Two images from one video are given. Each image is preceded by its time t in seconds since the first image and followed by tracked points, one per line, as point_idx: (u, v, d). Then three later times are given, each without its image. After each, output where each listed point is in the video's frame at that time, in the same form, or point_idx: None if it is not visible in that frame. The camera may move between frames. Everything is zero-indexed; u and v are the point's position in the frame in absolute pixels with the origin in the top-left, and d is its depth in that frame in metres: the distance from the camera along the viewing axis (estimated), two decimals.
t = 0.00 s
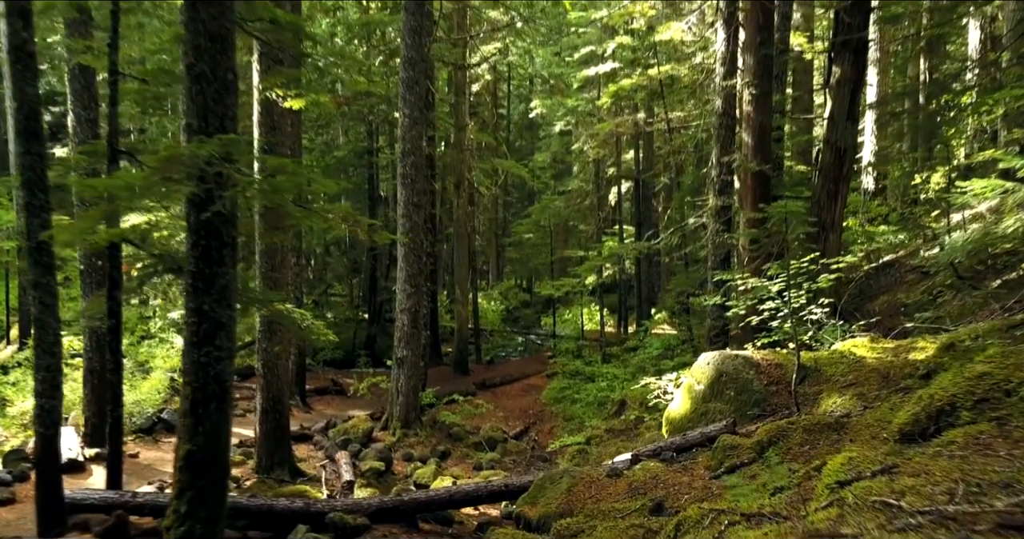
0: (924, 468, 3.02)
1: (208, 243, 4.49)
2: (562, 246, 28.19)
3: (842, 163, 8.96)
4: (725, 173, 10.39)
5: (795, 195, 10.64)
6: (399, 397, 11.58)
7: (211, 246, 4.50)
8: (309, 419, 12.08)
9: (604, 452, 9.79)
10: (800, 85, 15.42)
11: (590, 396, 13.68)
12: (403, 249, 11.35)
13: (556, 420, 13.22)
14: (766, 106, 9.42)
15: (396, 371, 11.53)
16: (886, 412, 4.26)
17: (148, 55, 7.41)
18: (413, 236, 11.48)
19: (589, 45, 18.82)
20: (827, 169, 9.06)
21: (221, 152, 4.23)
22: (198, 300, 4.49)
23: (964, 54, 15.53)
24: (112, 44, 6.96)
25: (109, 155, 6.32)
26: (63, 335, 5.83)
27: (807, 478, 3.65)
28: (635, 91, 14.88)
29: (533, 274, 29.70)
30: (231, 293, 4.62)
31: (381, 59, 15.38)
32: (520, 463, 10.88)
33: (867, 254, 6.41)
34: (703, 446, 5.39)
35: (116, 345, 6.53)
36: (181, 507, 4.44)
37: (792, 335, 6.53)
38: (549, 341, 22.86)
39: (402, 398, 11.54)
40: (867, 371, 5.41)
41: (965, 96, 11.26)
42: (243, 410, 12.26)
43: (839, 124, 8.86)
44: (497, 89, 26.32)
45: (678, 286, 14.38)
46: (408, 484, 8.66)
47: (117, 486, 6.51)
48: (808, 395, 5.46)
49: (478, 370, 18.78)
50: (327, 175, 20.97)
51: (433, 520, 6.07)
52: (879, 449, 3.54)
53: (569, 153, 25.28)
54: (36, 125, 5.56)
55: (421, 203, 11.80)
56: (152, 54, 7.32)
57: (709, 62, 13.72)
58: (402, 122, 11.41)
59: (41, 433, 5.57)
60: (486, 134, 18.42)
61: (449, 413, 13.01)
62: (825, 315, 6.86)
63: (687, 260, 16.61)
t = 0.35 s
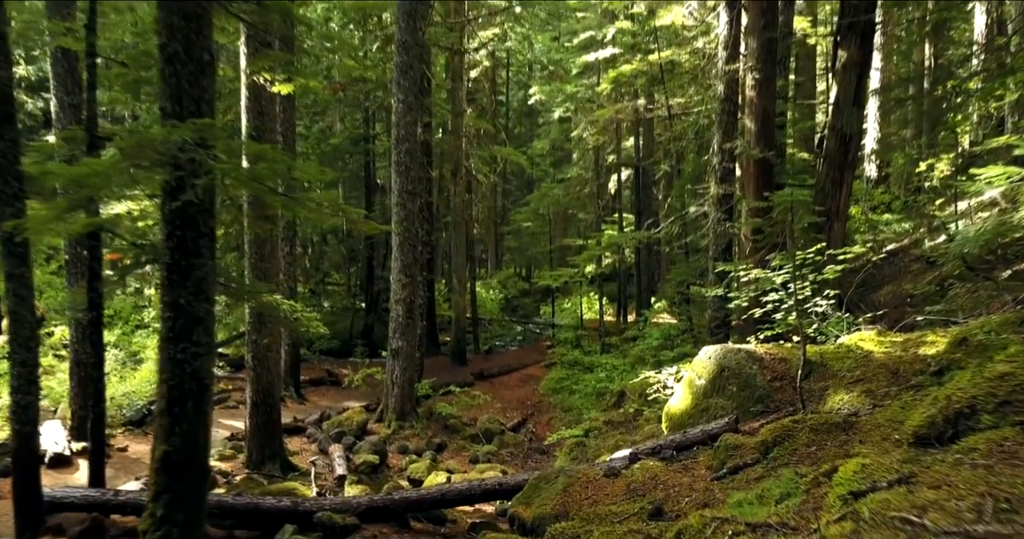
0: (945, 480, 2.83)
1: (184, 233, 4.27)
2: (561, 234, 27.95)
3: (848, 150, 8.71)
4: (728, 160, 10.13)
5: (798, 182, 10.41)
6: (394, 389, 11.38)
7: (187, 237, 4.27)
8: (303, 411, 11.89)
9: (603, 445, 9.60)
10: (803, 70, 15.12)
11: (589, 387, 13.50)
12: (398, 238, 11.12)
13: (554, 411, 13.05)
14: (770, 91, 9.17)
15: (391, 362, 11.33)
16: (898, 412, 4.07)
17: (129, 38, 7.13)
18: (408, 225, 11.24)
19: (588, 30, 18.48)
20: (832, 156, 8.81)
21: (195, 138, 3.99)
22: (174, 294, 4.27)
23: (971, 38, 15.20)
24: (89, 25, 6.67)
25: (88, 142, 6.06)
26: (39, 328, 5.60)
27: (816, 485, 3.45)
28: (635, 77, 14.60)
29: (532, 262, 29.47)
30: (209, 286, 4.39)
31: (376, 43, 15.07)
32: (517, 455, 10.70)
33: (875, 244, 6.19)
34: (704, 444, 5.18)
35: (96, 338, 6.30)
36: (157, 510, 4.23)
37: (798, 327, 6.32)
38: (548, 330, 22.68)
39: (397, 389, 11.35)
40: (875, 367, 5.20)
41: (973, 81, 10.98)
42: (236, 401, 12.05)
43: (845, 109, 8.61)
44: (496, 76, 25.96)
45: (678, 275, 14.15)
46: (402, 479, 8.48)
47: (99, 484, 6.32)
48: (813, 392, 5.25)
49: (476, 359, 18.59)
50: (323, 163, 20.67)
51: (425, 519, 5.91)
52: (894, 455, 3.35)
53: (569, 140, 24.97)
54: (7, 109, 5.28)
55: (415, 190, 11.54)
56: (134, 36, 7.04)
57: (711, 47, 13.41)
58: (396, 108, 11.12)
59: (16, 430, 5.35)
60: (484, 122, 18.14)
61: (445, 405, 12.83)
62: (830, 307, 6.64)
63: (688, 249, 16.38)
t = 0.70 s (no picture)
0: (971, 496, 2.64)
1: (158, 224, 4.03)
2: (560, 223, 27.70)
3: (854, 137, 8.47)
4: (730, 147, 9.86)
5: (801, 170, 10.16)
6: (389, 381, 11.18)
7: (161, 228, 4.03)
8: (297, 404, 11.70)
9: (602, 439, 9.41)
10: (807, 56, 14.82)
11: (588, 378, 13.30)
12: (392, 227, 10.89)
13: (552, 403, 12.87)
14: (774, 76, 8.90)
15: (386, 354, 11.13)
16: (911, 413, 3.87)
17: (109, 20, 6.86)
18: (402, 215, 11.00)
19: (588, 15, 18.14)
20: (836, 143, 8.57)
21: (167, 124, 3.75)
22: (148, 288, 4.03)
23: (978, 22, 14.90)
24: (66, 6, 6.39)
25: (65, 129, 5.81)
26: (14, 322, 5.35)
27: (826, 496, 3.26)
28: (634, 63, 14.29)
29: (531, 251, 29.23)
30: (185, 281, 4.16)
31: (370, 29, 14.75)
32: (514, 449, 10.52)
33: (883, 235, 5.96)
34: (706, 443, 4.98)
35: (76, 332, 6.07)
36: (131, 517, 4.02)
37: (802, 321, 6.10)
38: (547, 320, 22.49)
39: (392, 381, 11.15)
40: (885, 363, 5.00)
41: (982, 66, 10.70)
42: (229, 394, 11.85)
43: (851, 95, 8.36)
44: (494, 62, 25.61)
45: (679, 265, 13.92)
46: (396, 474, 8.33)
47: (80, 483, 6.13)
48: (820, 389, 5.04)
49: (473, 349, 18.39)
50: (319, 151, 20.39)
51: (416, 520, 5.75)
52: (909, 465, 3.17)
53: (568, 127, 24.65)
54: None
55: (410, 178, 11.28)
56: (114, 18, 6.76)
57: (713, 32, 13.11)
58: (390, 94, 10.85)
59: None
60: (482, 109, 17.87)
61: (442, 396, 12.65)
62: (836, 300, 6.42)
63: (689, 238, 16.13)
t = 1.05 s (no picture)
0: (1001, 517, 2.46)
1: (130, 215, 3.79)
2: (559, 212, 27.45)
3: (861, 124, 8.22)
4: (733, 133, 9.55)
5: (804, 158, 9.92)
6: (384, 374, 10.99)
7: (132, 219, 3.80)
8: (291, 396, 11.50)
9: (601, 434, 9.23)
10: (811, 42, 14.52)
11: (587, 370, 13.11)
12: (386, 217, 10.65)
13: (550, 396, 12.69)
14: (778, 61, 8.64)
15: (381, 346, 10.93)
16: (925, 417, 3.69)
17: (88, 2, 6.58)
18: (397, 204, 10.76)
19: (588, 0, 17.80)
20: (843, 130, 8.31)
21: (137, 109, 3.50)
22: (119, 284, 3.80)
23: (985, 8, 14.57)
24: None
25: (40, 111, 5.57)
26: None
27: (840, 508, 3.08)
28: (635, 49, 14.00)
29: (530, 240, 28.99)
30: (159, 275, 3.94)
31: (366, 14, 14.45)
32: (512, 443, 10.34)
33: (893, 226, 5.73)
34: (708, 443, 4.78)
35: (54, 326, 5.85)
36: (103, 525, 3.82)
37: (808, 315, 5.88)
38: (546, 310, 22.30)
39: (387, 374, 10.96)
40: (894, 360, 4.80)
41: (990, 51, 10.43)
42: (221, 386, 11.64)
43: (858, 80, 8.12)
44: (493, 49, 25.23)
45: (679, 256, 13.73)
46: (390, 470, 8.15)
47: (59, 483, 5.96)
48: (827, 387, 4.83)
49: (471, 340, 18.20)
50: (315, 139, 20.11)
51: (407, 521, 5.57)
52: (930, 478, 3.00)
53: (567, 115, 24.34)
54: None
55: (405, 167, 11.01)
56: None
57: (716, 18, 12.82)
58: (384, 80, 10.55)
59: None
60: (480, 96, 17.59)
61: (438, 389, 12.46)
62: (842, 293, 6.20)
63: (689, 228, 15.90)
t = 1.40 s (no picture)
0: None
1: (96, 208, 3.55)
2: (558, 202, 27.19)
3: (868, 112, 7.97)
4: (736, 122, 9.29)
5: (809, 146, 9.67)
6: (378, 368, 10.78)
7: (99, 212, 3.56)
8: (285, 391, 11.30)
9: (599, 429, 9.03)
10: (815, 29, 14.22)
11: (586, 363, 12.91)
12: (380, 208, 10.41)
13: (549, 389, 12.50)
14: (784, 46, 8.37)
15: (375, 339, 10.71)
16: (944, 424, 3.49)
17: None
18: (391, 194, 10.51)
19: None
20: (850, 119, 8.06)
21: (101, 95, 3.26)
22: (86, 281, 3.57)
23: None
24: None
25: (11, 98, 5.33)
26: None
27: (856, 528, 2.87)
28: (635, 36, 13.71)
29: (529, 230, 28.75)
30: (128, 271, 3.70)
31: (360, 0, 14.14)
32: (509, 438, 10.13)
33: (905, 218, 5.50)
34: (710, 446, 4.57)
35: (30, 321, 5.63)
36: (72, 536, 3.60)
37: (814, 311, 5.65)
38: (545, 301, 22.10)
39: (381, 368, 10.74)
40: (906, 360, 4.59)
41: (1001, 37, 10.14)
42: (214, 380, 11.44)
43: (866, 66, 7.86)
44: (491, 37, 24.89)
45: (679, 247, 13.50)
46: (384, 467, 7.95)
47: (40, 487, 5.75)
48: (836, 387, 4.61)
49: (468, 332, 17.99)
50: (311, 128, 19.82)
51: (398, 525, 5.38)
52: (957, 498, 2.80)
53: (567, 103, 24.02)
54: None
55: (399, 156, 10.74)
56: None
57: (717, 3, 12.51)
58: (377, 66, 10.27)
59: None
60: (478, 84, 17.30)
61: (434, 382, 12.26)
62: (850, 288, 5.96)
63: (690, 218, 15.66)
